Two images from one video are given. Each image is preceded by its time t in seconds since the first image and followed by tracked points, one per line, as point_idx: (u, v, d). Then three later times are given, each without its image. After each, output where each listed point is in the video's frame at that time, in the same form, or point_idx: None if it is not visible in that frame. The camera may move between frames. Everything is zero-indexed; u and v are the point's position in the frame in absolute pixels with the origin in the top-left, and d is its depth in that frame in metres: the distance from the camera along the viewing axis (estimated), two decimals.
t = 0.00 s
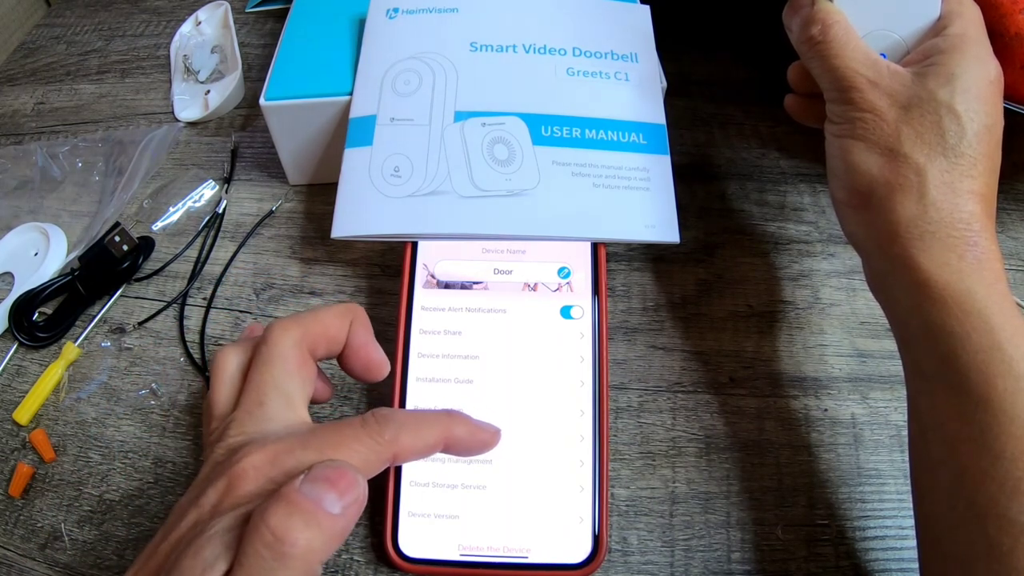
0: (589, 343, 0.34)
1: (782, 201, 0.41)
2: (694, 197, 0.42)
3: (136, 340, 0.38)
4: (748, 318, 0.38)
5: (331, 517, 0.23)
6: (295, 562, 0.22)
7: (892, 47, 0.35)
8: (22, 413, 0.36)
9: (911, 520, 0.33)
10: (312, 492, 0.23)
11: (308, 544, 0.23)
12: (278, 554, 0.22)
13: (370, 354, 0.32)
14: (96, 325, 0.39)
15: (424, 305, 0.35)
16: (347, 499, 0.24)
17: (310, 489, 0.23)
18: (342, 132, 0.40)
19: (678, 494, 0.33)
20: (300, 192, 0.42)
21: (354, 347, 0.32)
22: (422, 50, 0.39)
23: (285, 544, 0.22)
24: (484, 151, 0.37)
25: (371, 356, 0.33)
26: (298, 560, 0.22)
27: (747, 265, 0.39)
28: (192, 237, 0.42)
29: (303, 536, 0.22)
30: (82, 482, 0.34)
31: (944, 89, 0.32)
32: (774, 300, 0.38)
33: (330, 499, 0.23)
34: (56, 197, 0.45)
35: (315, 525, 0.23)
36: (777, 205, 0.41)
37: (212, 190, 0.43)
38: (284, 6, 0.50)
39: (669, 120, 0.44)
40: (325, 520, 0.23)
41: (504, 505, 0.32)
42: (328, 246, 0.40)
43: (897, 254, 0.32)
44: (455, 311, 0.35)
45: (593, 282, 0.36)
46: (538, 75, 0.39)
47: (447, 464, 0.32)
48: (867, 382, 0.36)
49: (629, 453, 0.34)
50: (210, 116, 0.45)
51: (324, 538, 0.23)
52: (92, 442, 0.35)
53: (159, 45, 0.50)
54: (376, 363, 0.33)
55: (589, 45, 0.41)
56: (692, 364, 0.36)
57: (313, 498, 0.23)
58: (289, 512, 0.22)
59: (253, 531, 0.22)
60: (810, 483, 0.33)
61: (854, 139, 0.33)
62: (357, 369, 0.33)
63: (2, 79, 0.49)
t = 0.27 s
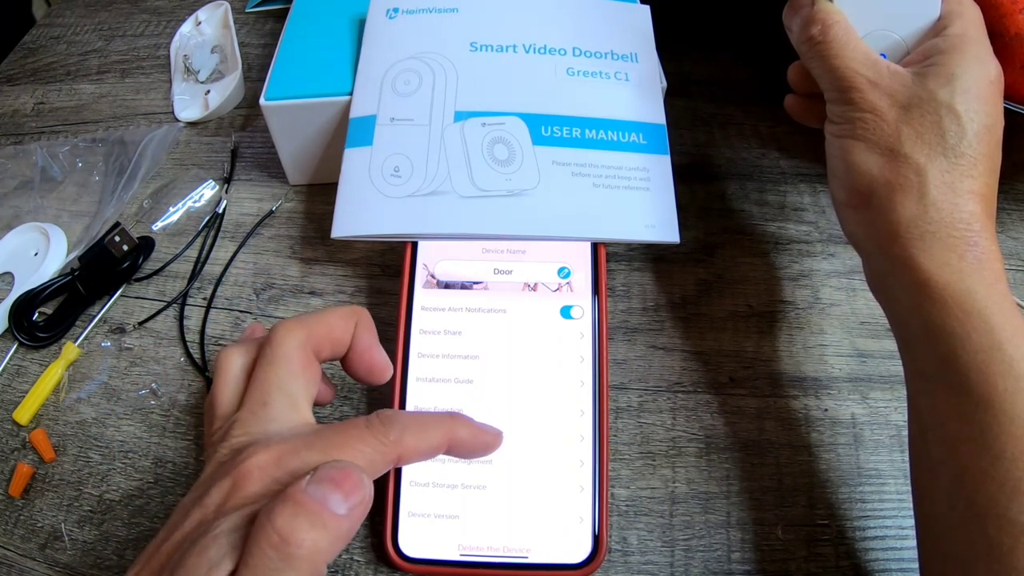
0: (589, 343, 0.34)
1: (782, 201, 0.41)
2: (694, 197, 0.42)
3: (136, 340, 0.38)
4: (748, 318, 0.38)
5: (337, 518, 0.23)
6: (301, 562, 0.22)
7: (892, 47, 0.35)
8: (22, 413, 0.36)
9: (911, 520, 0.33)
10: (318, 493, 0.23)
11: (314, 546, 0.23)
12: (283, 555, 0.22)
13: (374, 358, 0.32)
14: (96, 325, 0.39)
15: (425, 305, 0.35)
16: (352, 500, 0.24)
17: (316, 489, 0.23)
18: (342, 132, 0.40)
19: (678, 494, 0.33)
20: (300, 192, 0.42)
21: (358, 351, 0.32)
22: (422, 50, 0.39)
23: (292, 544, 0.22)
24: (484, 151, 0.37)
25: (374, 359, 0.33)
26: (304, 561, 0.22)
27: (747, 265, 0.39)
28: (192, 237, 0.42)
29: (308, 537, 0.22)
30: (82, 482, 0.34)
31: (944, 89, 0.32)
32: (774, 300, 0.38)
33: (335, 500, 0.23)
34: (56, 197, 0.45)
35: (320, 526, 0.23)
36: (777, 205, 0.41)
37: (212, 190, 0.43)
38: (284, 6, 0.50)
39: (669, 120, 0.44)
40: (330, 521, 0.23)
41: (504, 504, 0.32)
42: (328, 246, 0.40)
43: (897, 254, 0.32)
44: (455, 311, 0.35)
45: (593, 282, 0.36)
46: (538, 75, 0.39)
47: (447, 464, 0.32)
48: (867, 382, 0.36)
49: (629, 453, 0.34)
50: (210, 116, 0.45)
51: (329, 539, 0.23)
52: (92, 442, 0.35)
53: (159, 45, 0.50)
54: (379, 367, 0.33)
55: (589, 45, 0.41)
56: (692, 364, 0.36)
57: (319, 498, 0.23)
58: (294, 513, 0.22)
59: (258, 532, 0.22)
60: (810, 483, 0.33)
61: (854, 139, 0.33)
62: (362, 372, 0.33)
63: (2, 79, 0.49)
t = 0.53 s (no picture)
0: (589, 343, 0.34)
1: (782, 201, 0.41)
2: (694, 197, 0.42)
3: (136, 340, 0.38)
4: (748, 318, 0.38)
5: (305, 502, 0.23)
6: (268, 549, 0.22)
7: (892, 47, 0.35)
8: (22, 413, 0.36)
9: (911, 520, 0.33)
10: (284, 479, 0.23)
11: (280, 530, 0.22)
12: (249, 542, 0.22)
13: (353, 347, 0.32)
14: (96, 325, 0.39)
15: (425, 305, 0.35)
16: (321, 485, 0.23)
17: (283, 475, 0.23)
18: (342, 132, 0.40)
19: (678, 494, 0.33)
20: (300, 192, 0.42)
21: (337, 340, 0.32)
22: (421, 50, 0.39)
23: (257, 531, 0.22)
24: (484, 151, 0.37)
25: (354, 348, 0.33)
26: (270, 546, 0.22)
27: (747, 265, 0.39)
28: (192, 237, 0.42)
29: (274, 522, 0.22)
30: (82, 481, 0.34)
31: (944, 89, 0.32)
32: (774, 300, 0.38)
33: (303, 485, 0.23)
34: (55, 197, 0.45)
35: (287, 511, 0.23)
36: (777, 205, 0.41)
37: (212, 190, 0.43)
38: (284, 6, 0.50)
39: (669, 120, 0.44)
40: (297, 506, 0.23)
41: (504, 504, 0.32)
42: (328, 246, 0.40)
43: (898, 254, 0.32)
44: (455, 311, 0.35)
45: (593, 282, 0.35)
46: (538, 75, 0.39)
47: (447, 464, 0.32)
48: (867, 382, 0.36)
49: (629, 453, 0.34)
50: (210, 116, 0.45)
51: (298, 525, 0.23)
52: (92, 442, 0.35)
53: (159, 45, 0.50)
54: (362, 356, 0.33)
55: (589, 45, 0.41)
56: (692, 364, 0.36)
57: (286, 484, 0.23)
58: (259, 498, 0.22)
59: (225, 519, 0.22)
60: (810, 483, 0.33)
61: (855, 139, 0.33)
62: (341, 362, 0.33)
63: (2, 79, 0.49)
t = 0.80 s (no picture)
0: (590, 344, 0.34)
1: (782, 201, 0.41)
2: (694, 197, 0.42)
3: (136, 340, 0.38)
4: (747, 318, 0.38)
5: (233, 455, 0.24)
6: (195, 499, 0.23)
7: (892, 47, 0.35)
8: (22, 413, 0.36)
9: (911, 520, 0.33)
10: (210, 435, 0.24)
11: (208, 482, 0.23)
12: (180, 496, 0.23)
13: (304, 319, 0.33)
14: (96, 325, 0.39)
15: (425, 309, 0.35)
16: (248, 439, 0.24)
17: (210, 432, 0.24)
18: (342, 132, 0.40)
19: (678, 494, 0.33)
20: (299, 192, 0.42)
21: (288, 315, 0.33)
22: (422, 50, 0.39)
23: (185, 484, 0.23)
24: (484, 151, 0.37)
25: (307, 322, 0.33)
26: (200, 497, 0.23)
27: (747, 265, 0.39)
28: (192, 237, 0.42)
29: (202, 474, 0.23)
30: (82, 481, 0.34)
31: (944, 89, 0.32)
32: (774, 300, 0.38)
33: (230, 439, 0.24)
34: (55, 197, 0.45)
35: (214, 464, 0.24)
36: (777, 205, 0.41)
37: (212, 190, 0.43)
38: (284, 6, 0.50)
39: (669, 120, 0.44)
40: (222, 458, 0.24)
41: (503, 504, 0.32)
42: (328, 246, 0.40)
43: (898, 254, 0.32)
44: (454, 314, 0.35)
45: (594, 282, 0.35)
46: (538, 75, 0.39)
47: (448, 463, 0.32)
48: (867, 382, 0.36)
49: (629, 453, 0.34)
50: (210, 116, 0.45)
51: (227, 477, 0.24)
52: (92, 442, 0.35)
53: (159, 45, 0.50)
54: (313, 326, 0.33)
55: (590, 45, 0.41)
56: (692, 364, 0.36)
57: (213, 439, 0.24)
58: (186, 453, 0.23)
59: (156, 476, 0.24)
60: (810, 483, 0.33)
61: (854, 140, 0.33)
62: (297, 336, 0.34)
63: (2, 79, 0.49)
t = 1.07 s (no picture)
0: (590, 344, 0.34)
1: (782, 201, 0.41)
2: (694, 197, 0.42)
3: (137, 340, 0.38)
4: (747, 319, 0.38)
5: (223, 446, 0.24)
6: (187, 491, 0.23)
7: (892, 47, 0.35)
8: (22, 413, 0.36)
9: (911, 520, 0.33)
10: (202, 427, 0.24)
11: (201, 474, 0.23)
12: (171, 487, 0.23)
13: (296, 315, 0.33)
14: (96, 325, 0.39)
15: (424, 309, 0.35)
16: (240, 430, 0.24)
17: (202, 425, 0.24)
18: (342, 132, 0.40)
19: (678, 494, 0.33)
20: (299, 192, 0.42)
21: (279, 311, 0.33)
22: (422, 50, 0.40)
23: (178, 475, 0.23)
24: (484, 151, 0.37)
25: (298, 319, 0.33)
26: (191, 488, 0.23)
27: (747, 265, 0.39)
28: (192, 237, 0.42)
29: (195, 466, 0.23)
30: (81, 481, 0.34)
31: (944, 89, 0.32)
32: (774, 300, 0.38)
33: (221, 430, 0.24)
34: (55, 197, 0.45)
35: (205, 454, 0.24)
36: (777, 205, 0.41)
37: (212, 190, 0.43)
38: (284, 6, 0.50)
39: (669, 120, 0.44)
40: (213, 449, 0.24)
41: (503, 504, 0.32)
42: (328, 246, 0.40)
43: (898, 254, 0.32)
44: (454, 315, 0.35)
45: (594, 282, 0.35)
46: (538, 75, 0.39)
47: (447, 463, 0.32)
48: (867, 382, 0.36)
49: (629, 453, 0.34)
50: (210, 116, 0.45)
51: (218, 468, 0.24)
52: (92, 442, 0.35)
53: (159, 45, 0.50)
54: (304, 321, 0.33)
55: (590, 45, 0.41)
56: (692, 364, 0.36)
57: (205, 431, 0.24)
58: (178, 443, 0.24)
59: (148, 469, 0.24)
60: (810, 483, 0.33)
61: (854, 140, 0.33)
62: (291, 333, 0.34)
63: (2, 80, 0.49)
